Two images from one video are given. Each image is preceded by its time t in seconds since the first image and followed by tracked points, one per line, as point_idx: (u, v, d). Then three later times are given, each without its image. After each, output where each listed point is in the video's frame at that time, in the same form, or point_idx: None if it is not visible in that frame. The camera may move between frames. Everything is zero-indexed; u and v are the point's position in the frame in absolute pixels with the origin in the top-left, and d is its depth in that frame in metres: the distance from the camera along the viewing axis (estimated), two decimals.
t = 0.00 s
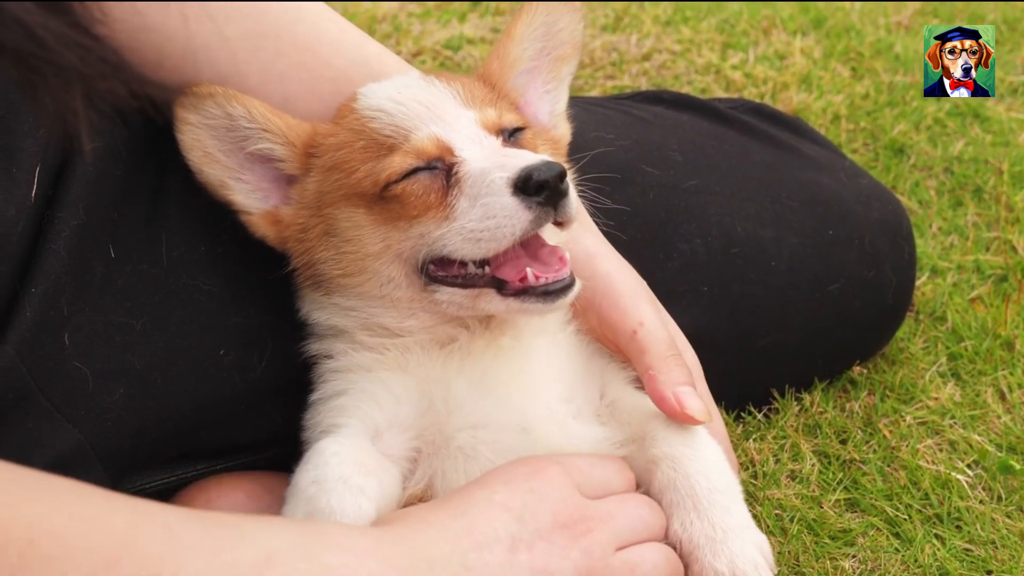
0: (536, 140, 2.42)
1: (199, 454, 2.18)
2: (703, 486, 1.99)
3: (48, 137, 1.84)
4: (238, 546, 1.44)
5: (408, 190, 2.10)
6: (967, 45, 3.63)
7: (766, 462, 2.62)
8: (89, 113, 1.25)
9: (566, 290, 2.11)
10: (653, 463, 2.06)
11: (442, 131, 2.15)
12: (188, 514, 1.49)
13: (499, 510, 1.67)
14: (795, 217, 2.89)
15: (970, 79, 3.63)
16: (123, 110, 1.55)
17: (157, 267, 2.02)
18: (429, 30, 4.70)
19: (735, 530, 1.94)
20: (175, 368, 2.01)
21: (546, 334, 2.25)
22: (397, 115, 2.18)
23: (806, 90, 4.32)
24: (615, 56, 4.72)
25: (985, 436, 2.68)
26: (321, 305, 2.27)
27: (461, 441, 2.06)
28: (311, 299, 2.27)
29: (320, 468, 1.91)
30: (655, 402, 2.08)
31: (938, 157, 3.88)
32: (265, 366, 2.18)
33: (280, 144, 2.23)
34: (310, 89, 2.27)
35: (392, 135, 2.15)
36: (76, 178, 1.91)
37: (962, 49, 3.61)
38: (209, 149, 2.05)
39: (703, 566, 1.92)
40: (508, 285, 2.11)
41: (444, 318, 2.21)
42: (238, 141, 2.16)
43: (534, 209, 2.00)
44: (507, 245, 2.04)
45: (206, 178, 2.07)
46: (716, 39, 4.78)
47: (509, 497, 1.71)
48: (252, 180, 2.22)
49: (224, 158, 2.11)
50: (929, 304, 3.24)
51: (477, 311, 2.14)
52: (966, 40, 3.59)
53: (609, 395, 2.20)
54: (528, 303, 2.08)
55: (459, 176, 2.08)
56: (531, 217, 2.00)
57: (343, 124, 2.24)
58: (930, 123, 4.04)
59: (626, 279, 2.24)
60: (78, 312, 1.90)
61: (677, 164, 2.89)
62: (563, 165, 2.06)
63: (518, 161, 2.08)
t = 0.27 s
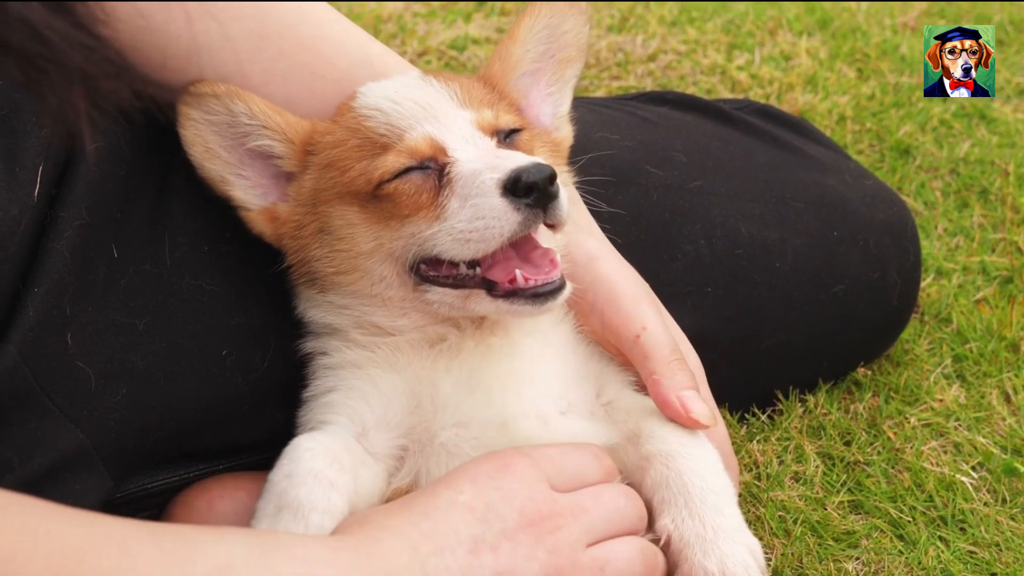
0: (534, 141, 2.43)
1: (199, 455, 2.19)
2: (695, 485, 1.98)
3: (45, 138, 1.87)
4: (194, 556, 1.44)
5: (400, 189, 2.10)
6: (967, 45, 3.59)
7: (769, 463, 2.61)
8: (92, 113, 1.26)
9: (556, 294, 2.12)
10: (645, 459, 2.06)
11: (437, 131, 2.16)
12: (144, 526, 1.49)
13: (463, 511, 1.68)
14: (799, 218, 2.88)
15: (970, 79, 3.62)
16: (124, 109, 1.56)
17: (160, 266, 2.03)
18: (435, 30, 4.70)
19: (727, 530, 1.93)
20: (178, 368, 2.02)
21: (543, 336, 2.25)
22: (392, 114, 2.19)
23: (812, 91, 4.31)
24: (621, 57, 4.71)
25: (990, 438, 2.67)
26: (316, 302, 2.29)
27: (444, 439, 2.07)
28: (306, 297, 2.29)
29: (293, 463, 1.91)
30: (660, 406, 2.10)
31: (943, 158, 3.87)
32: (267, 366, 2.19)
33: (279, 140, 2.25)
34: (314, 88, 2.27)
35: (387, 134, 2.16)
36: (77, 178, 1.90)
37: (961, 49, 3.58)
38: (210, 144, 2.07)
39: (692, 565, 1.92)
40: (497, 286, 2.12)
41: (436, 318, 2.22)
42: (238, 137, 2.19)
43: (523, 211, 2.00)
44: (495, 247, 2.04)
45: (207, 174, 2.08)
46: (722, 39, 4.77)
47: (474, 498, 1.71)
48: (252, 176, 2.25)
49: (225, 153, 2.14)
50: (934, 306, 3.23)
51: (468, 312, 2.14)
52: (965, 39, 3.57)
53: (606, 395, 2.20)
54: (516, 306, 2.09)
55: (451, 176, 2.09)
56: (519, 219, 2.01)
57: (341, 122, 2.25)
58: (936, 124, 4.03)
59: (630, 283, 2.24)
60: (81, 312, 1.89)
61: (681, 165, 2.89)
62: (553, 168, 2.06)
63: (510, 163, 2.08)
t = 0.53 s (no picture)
0: (534, 144, 2.44)
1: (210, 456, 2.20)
2: (693, 474, 1.97)
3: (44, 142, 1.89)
4: (174, 537, 1.45)
5: (394, 191, 2.10)
6: (967, 45, 3.45)
7: (776, 465, 2.61)
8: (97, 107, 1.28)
9: (547, 300, 2.12)
10: (645, 442, 2.06)
11: (434, 133, 2.15)
12: (124, 502, 1.50)
13: (441, 480, 1.69)
14: (807, 220, 2.88)
15: (970, 79, 3.51)
16: (126, 107, 1.57)
17: (166, 267, 2.06)
18: (444, 30, 4.72)
19: (719, 521, 1.93)
20: (185, 369, 2.05)
21: (547, 335, 2.26)
22: (390, 115, 2.18)
23: (821, 93, 4.30)
24: (630, 57, 4.71)
25: (997, 441, 2.66)
26: (312, 300, 2.29)
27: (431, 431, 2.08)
28: (303, 296, 2.30)
29: (268, 435, 1.93)
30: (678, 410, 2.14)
31: (953, 160, 3.86)
32: (271, 366, 2.23)
33: (279, 140, 2.24)
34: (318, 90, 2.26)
35: (383, 136, 2.16)
36: (84, 178, 1.93)
37: (962, 49, 3.43)
38: (212, 143, 2.09)
39: (681, 553, 1.93)
40: (489, 292, 2.11)
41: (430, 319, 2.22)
42: (239, 136, 2.17)
43: (513, 217, 2.01)
44: (487, 252, 2.05)
45: (209, 174, 2.12)
46: (731, 40, 4.77)
47: (453, 467, 1.72)
48: (253, 175, 2.26)
49: (227, 153, 2.15)
50: (942, 308, 3.22)
51: (461, 315, 2.15)
52: (965, 41, 3.41)
53: (605, 389, 2.22)
54: (507, 312, 2.09)
55: (445, 179, 2.08)
56: (509, 225, 2.01)
57: (340, 122, 2.25)
58: (946, 126, 4.02)
59: (641, 291, 2.24)
60: (87, 312, 1.93)
61: (688, 167, 2.89)
62: (545, 174, 2.06)
63: (503, 167, 2.08)
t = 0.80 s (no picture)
0: (537, 145, 2.44)
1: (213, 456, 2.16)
2: (703, 466, 1.96)
3: (51, 143, 1.86)
4: (203, 509, 1.47)
5: (395, 194, 2.12)
6: (966, 45, 3.68)
7: (782, 468, 2.61)
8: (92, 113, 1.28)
9: (549, 301, 2.12)
10: (655, 434, 2.05)
11: (434, 135, 2.18)
12: (150, 475, 1.52)
13: (461, 454, 1.70)
14: (815, 223, 2.88)
15: (970, 79, 3.73)
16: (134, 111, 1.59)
17: (172, 267, 2.04)
18: (453, 31, 4.73)
19: (732, 510, 1.93)
20: (190, 370, 2.01)
21: (554, 333, 2.28)
22: (391, 117, 2.22)
23: (831, 94, 4.30)
24: (640, 58, 4.72)
25: (1005, 444, 2.66)
26: (317, 303, 2.31)
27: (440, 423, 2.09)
28: (308, 298, 2.32)
29: (272, 435, 1.91)
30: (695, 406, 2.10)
31: (963, 162, 3.85)
32: (276, 368, 2.22)
33: (283, 143, 2.30)
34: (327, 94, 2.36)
35: (384, 138, 2.19)
36: (94, 176, 1.93)
37: (961, 49, 3.67)
38: (217, 146, 2.15)
39: (696, 546, 1.93)
40: (492, 293, 2.12)
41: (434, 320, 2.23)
42: (244, 140, 2.25)
43: (513, 219, 2.01)
44: (488, 253, 2.05)
45: (214, 177, 2.16)
46: (741, 42, 4.76)
47: (472, 441, 1.74)
48: (259, 180, 2.30)
49: (233, 156, 2.21)
50: (950, 311, 3.22)
51: (463, 316, 2.16)
52: (966, 40, 3.66)
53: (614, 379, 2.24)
54: (510, 312, 2.10)
55: (446, 181, 2.10)
56: (510, 226, 2.01)
57: (342, 125, 2.29)
58: (956, 129, 4.01)
59: (650, 290, 2.23)
60: (93, 312, 1.89)
61: (695, 168, 2.90)
62: (546, 176, 2.06)
63: (502, 169, 2.09)
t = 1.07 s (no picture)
0: (542, 145, 2.45)
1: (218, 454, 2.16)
2: (717, 475, 1.99)
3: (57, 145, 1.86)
4: (239, 502, 1.48)
5: (402, 197, 2.14)
6: (967, 45, 3.66)
7: (788, 468, 2.62)
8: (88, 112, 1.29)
9: (558, 302, 2.14)
10: (666, 450, 2.08)
11: (440, 138, 2.19)
12: (187, 469, 1.53)
13: (494, 454, 1.73)
14: (822, 223, 2.89)
15: (970, 79, 3.69)
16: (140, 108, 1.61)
17: (176, 266, 2.04)
18: (462, 31, 4.74)
19: (749, 516, 1.96)
20: (194, 368, 2.02)
21: (563, 331, 2.29)
22: (397, 120, 2.23)
23: (839, 95, 4.29)
24: (648, 59, 4.72)
25: (1012, 446, 2.65)
26: (326, 307, 2.34)
27: (459, 418, 2.12)
28: (317, 302, 2.34)
29: (298, 454, 1.93)
30: (699, 407, 2.11)
31: (971, 164, 3.84)
32: (282, 367, 2.22)
33: (289, 148, 2.30)
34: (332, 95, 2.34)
35: (390, 141, 2.20)
36: (97, 175, 1.95)
37: (961, 49, 3.65)
38: (224, 151, 2.15)
39: (717, 554, 1.95)
40: (500, 294, 2.14)
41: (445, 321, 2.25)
42: (250, 144, 2.24)
43: (520, 219, 2.03)
44: (495, 255, 2.07)
45: (222, 181, 2.17)
46: (750, 42, 4.76)
47: (504, 443, 1.77)
48: (266, 184, 2.32)
49: (239, 161, 2.21)
50: (958, 312, 3.21)
51: (472, 318, 2.18)
52: (965, 40, 3.64)
53: (625, 383, 2.25)
54: (519, 313, 2.11)
55: (452, 183, 2.11)
56: (517, 228, 2.03)
57: (348, 128, 2.30)
58: (964, 130, 4.01)
59: (657, 290, 2.22)
60: (96, 311, 1.91)
61: (702, 168, 2.90)
62: (551, 176, 2.08)
63: (508, 171, 2.10)
